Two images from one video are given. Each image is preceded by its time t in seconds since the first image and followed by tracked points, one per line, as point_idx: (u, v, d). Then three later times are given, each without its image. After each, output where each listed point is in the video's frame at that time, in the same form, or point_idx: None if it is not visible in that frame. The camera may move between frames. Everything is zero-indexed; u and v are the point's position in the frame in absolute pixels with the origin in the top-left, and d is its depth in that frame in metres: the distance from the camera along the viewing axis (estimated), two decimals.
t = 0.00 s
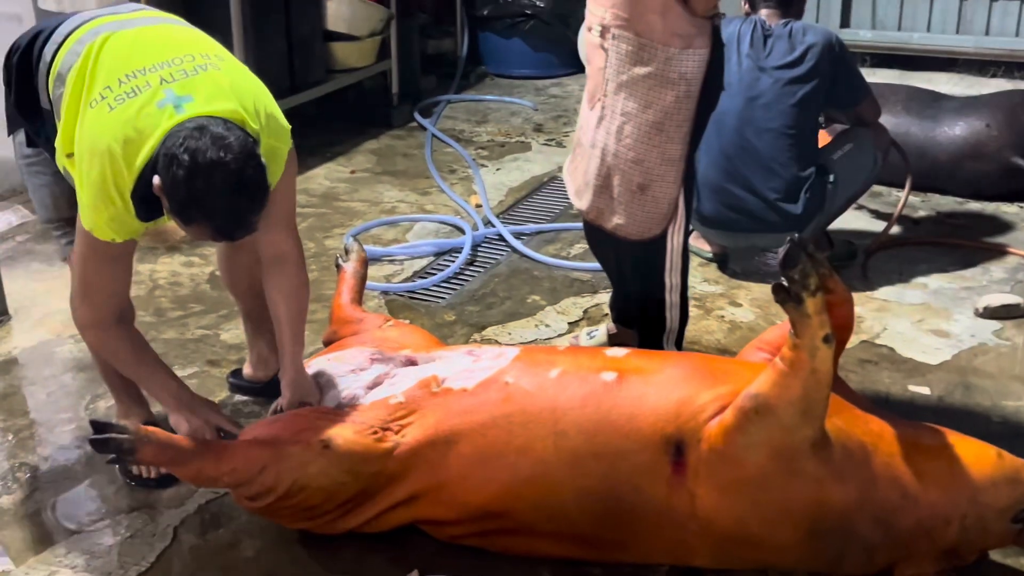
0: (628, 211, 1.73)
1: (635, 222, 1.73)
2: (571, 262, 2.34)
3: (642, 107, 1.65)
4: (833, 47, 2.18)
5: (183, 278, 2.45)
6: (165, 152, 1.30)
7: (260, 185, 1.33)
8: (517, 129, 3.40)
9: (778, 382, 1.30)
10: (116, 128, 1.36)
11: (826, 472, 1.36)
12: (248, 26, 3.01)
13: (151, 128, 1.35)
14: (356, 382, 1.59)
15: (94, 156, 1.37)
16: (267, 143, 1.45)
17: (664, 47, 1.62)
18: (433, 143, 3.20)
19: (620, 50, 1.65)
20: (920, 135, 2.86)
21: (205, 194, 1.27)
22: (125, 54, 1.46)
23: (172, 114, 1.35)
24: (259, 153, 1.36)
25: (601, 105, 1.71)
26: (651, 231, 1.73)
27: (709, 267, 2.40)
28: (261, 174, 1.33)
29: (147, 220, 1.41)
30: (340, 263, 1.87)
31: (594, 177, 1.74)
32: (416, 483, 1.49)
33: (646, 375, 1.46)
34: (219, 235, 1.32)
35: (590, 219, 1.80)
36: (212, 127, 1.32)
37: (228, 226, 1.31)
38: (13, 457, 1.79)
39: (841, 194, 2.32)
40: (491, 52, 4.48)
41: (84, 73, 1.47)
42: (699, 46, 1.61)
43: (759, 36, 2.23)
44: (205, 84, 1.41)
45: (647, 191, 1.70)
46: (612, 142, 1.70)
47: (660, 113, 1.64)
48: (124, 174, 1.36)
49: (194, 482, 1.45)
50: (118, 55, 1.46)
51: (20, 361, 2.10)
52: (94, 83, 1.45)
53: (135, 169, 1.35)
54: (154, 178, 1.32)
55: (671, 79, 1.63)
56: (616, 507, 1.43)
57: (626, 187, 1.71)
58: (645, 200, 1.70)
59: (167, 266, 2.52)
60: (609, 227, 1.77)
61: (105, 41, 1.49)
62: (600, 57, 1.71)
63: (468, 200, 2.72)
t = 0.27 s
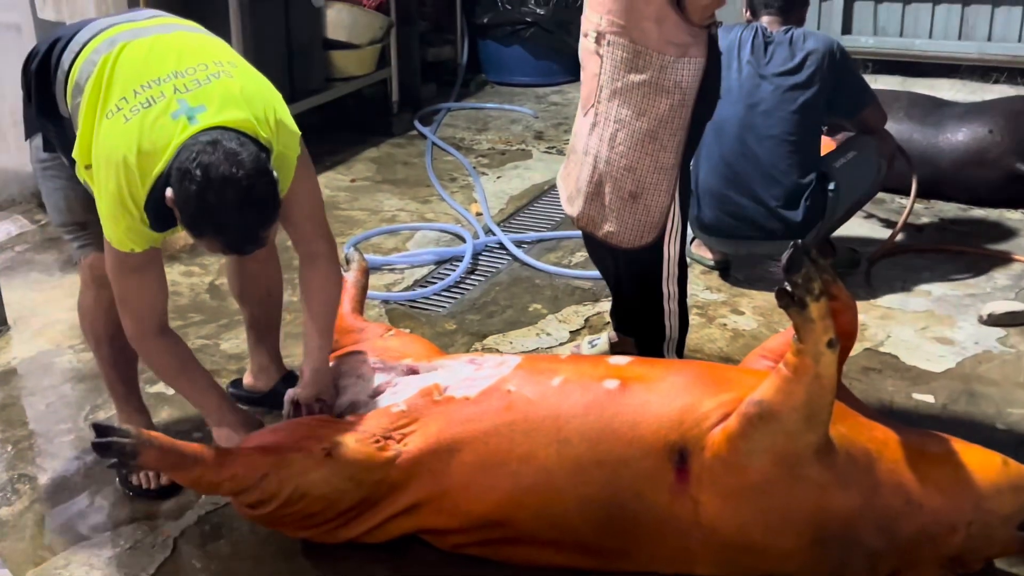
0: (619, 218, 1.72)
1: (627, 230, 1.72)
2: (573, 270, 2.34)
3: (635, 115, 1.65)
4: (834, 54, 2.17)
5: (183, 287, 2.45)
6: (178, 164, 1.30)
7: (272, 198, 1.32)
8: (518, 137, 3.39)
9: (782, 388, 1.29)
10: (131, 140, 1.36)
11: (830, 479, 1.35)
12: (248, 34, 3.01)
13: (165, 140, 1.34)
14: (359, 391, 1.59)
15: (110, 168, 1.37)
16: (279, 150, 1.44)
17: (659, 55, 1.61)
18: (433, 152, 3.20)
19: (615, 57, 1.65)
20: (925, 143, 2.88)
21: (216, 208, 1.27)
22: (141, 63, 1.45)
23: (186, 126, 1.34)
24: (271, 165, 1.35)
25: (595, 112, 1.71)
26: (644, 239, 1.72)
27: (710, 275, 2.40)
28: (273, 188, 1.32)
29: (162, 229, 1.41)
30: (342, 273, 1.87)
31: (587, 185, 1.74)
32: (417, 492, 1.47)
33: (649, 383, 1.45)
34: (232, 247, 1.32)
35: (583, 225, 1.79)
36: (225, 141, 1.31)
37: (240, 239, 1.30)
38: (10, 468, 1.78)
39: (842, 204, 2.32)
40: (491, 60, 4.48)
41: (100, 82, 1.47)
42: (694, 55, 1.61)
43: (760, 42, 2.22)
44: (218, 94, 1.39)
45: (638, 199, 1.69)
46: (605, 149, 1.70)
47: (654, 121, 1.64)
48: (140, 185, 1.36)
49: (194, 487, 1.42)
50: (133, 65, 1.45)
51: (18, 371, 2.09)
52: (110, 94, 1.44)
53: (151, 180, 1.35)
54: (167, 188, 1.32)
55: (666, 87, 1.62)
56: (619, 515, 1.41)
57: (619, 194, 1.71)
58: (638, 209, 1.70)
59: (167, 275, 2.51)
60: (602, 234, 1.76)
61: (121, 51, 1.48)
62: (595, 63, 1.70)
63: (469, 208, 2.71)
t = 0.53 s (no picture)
0: (625, 224, 1.73)
1: (632, 235, 1.73)
2: (574, 275, 2.34)
3: (638, 121, 1.66)
4: (834, 59, 2.19)
5: (185, 293, 2.46)
6: (171, 162, 1.30)
7: (263, 199, 1.31)
8: (519, 143, 3.40)
9: (784, 394, 1.30)
10: (128, 141, 1.37)
11: (833, 483, 1.35)
12: (251, 41, 3.01)
13: (161, 141, 1.35)
14: (365, 397, 1.60)
15: (107, 168, 1.39)
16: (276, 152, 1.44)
17: (661, 62, 1.62)
18: (435, 158, 3.21)
19: (617, 63, 1.65)
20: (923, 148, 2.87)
21: (203, 207, 1.28)
22: (141, 66, 1.46)
23: (182, 127, 1.35)
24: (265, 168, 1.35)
25: (598, 119, 1.72)
26: (649, 244, 1.73)
27: (711, 280, 2.41)
28: (264, 190, 1.32)
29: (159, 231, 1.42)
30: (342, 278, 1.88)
31: (591, 191, 1.75)
32: (420, 497, 1.48)
33: (652, 388, 1.46)
34: (220, 247, 1.33)
35: (588, 230, 1.80)
36: (218, 141, 1.32)
37: (230, 240, 1.31)
38: (14, 474, 1.78)
39: (842, 209, 2.33)
40: (492, 67, 4.50)
41: (101, 85, 1.48)
42: (696, 61, 1.61)
43: (760, 48, 2.23)
44: (216, 95, 1.40)
45: (644, 205, 1.70)
46: (609, 155, 1.71)
47: (657, 127, 1.65)
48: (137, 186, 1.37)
49: (197, 498, 1.44)
50: (134, 68, 1.46)
51: (22, 377, 2.10)
52: (110, 96, 1.46)
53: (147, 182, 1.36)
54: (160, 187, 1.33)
55: (668, 94, 1.63)
56: (622, 520, 1.41)
57: (623, 200, 1.72)
58: (643, 214, 1.71)
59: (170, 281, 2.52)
60: (607, 239, 1.77)
61: (122, 54, 1.50)
62: (596, 70, 1.71)
63: (470, 214, 2.72)
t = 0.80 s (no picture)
0: (627, 228, 1.74)
1: (633, 239, 1.74)
2: (574, 277, 2.35)
3: (638, 125, 1.67)
4: (833, 64, 2.19)
5: (187, 296, 2.46)
6: (160, 161, 1.30)
7: (254, 199, 1.31)
8: (518, 146, 3.41)
9: (784, 398, 1.31)
10: (118, 140, 1.37)
11: (832, 486, 1.36)
12: (251, 45, 3.03)
13: (152, 140, 1.36)
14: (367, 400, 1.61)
15: (97, 167, 1.39)
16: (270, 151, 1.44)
17: (661, 67, 1.63)
18: (434, 160, 3.21)
19: (617, 69, 1.66)
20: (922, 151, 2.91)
21: (192, 205, 1.27)
22: (134, 67, 1.47)
23: (173, 125, 1.35)
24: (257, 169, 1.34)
25: (598, 124, 1.72)
26: (650, 248, 1.73)
27: (710, 282, 2.42)
28: (255, 190, 1.31)
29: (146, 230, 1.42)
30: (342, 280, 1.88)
31: (591, 196, 1.75)
32: (421, 501, 1.48)
33: (652, 392, 1.47)
34: (211, 248, 1.32)
35: (587, 235, 1.80)
36: (208, 140, 1.32)
37: (220, 239, 1.30)
38: (17, 476, 1.79)
39: (840, 213, 2.33)
40: (491, 69, 4.51)
41: (93, 86, 1.49)
42: (696, 65, 1.63)
43: (760, 52, 2.24)
44: (208, 96, 1.41)
45: (645, 209, 1.71)
46: (610, 160, 1.71)
47: (658, 132, 1.66)
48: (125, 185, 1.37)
49: (201, 503, 1.45)
50: (127, 69, 1.47)
51: (25, 380, 2.10)
52: (103, 96, 1.46)
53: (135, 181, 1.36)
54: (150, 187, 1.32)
55: (668, 98, 1.64)
56: (622, 522, 1.42)
57: (624, 204, 1.72)
58: (644, 217, 1.72)
59: (171, 284, 2.53)
60: (610, 243, 1.77)
61: (116, 56, 1.51)
62: (596, 76, 1.72)
63: (470, 217, 2.73)
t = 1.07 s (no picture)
0: (627, 228, 1.74)
1: (632, 239, 1.75)
2: (573, 277, 2.36)
3: (637, 126, 1.67)
4: (832, 65, 2.20)
5: (187, 295, 2.46)
6: (158, 166, 1.31)
7: (253, 200, 1.33)
8: (517, 146, 3.42)
9: (782, 397, 1.31)
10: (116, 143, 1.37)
11: (831, 485, 1.36)
12: (250, 45, 3.03)
13: (152, 143, 1.36)
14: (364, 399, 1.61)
15: (92, 167, 1.39)
16: (271, 162, 1.45)
17: (660, 67, 1.63)
18: (434, 160, 3.22)
19: (616, 69, 1.67)
20: (920, 152, 2.89)
21: (193, 208, 1.29)
22: (134, 69, 1.48)
23: (173, 129, 1.36)
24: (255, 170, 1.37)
25: (597, 125, 1.73)
26: (649, 248, 1.74)
27: (708, 283, 2.42)
28: (254, 191, 1.33)
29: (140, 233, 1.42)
30: (341, 279, 1.88)
31: (591, 196, 1.76)
32: (421, 499, 1.49)
33: (650, 391, 1.48)
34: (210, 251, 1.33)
35: (587, 235, 1.81)
36: (207, 144, 1.33)
37: (220, 241, 1.32)
38: (18, 475, 1.79)
39: (837, 215, 2.34)
40: (490, 69, 4.52)
41: (92, 87, 1.49)
42: (695, 65, 1.63)
43: (758, 53, 2.25)
44: (210, 103, 1.42)
45: (644, 208, 1.72)
46: (609, 161, 1.72)
47: (657, 132, 1.66)
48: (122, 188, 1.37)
49: (201, 501, 1.45)
50: (127, 70, 1.48)
51: (25, 379, 2.11)
52: (101, 97, 1.46)
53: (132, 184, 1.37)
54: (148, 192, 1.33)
55: (667, 98, 1.64)
56: (621, 521, 1.43)
57: (624, 204, 1.73)
58: (643, 217, 1.72)
59: (171, 283, 2.53)
60: (609, 244, 1.77)
61: (115, 58, 1.51)
62: (595, 76, 1.72)
63: (469, 216, 2.74)
